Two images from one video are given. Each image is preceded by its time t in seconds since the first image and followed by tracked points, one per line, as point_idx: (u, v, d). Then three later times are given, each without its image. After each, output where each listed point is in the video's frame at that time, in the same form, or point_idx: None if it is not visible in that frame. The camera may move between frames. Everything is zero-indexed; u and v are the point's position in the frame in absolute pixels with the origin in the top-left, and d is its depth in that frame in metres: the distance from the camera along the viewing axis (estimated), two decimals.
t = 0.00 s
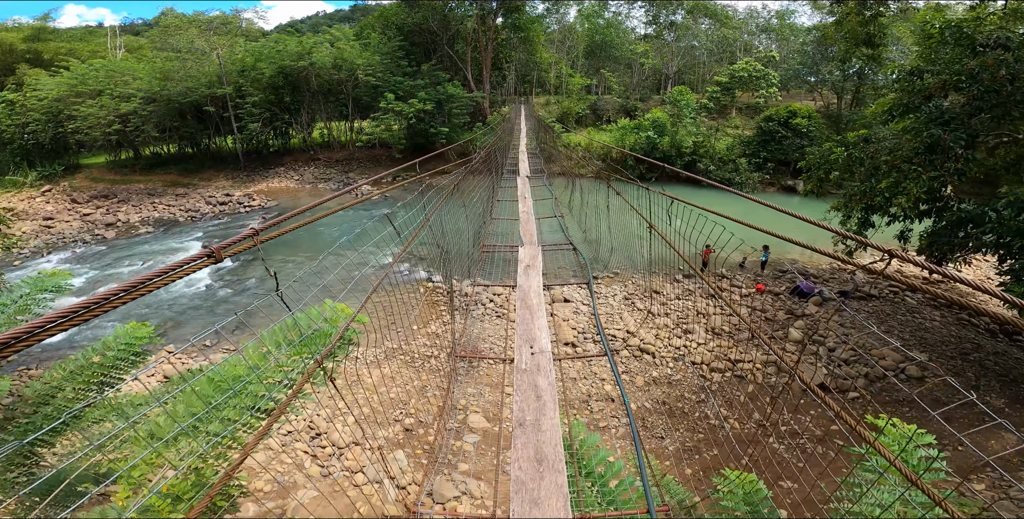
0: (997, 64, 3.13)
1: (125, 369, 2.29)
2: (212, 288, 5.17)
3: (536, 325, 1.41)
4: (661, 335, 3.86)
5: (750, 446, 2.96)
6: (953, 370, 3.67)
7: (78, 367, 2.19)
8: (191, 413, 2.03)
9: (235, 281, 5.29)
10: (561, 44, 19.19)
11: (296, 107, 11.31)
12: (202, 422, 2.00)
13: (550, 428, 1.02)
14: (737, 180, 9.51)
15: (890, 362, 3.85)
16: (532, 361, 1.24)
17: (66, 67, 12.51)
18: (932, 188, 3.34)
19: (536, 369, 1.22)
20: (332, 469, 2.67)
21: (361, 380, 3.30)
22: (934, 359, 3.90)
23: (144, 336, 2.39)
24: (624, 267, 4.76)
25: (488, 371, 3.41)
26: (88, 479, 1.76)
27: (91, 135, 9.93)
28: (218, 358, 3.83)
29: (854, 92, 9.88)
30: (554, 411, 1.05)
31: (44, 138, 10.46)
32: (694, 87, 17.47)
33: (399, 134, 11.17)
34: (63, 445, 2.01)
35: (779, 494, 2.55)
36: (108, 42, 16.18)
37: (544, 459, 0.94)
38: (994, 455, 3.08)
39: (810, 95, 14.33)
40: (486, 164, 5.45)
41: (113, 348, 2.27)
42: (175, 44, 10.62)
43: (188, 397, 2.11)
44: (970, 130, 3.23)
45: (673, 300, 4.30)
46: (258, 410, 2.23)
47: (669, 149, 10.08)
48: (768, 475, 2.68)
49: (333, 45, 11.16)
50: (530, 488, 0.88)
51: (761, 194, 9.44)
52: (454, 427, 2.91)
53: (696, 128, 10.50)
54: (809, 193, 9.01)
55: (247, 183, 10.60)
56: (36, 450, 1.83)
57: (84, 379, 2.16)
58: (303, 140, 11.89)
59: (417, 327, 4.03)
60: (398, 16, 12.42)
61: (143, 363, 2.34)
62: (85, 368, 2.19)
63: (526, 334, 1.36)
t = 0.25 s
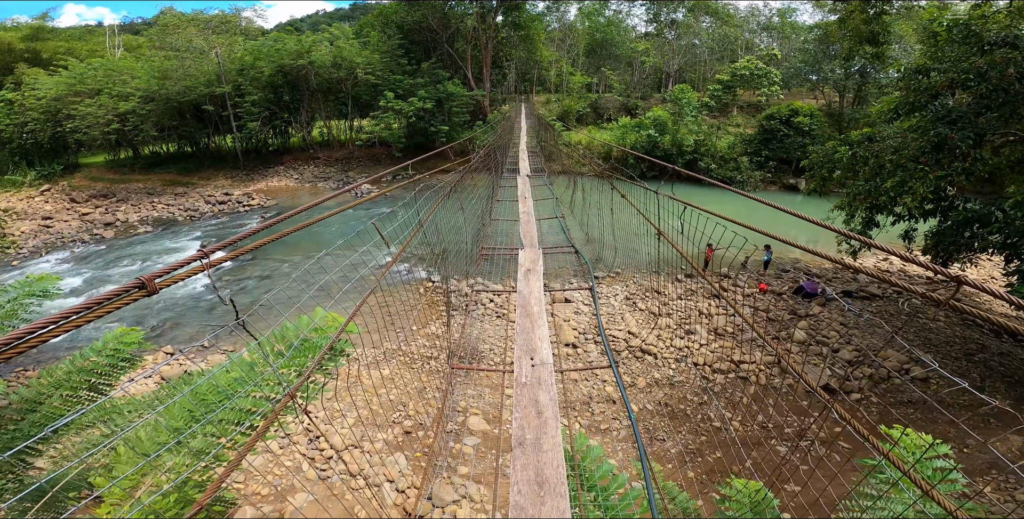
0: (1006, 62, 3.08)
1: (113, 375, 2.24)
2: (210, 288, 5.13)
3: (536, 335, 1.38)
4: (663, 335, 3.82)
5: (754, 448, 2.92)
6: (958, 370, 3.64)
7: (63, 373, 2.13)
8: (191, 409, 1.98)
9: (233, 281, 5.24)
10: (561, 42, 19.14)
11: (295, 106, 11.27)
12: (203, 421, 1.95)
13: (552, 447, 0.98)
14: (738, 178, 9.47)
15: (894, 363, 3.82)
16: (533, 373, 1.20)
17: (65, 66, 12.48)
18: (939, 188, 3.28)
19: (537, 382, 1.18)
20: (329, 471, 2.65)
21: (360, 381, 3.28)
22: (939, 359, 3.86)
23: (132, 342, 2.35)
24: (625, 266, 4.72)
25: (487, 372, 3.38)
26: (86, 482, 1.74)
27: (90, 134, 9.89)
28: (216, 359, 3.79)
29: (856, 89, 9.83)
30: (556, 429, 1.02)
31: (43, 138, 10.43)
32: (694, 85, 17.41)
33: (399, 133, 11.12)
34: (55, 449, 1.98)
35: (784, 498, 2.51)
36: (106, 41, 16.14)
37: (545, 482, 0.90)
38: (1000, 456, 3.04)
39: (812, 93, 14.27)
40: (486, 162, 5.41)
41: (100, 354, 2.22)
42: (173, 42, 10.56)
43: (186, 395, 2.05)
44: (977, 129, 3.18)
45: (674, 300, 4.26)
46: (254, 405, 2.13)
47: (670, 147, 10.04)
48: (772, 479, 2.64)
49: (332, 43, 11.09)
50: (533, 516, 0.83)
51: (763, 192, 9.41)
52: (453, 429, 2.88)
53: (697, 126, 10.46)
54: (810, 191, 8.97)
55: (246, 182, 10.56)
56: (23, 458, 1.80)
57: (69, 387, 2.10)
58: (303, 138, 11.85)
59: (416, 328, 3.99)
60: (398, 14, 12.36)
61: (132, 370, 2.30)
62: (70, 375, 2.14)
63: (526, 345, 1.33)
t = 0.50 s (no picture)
0: (1014, 62, 3.04)
1: (102, 381, 2.22)
2: (208, 288, 5.10)
3: (536, 344, 1.34)
4: (664, 338, 3.79)
5: (757, 452, 2.89)
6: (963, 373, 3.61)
7: (52, 379, 2.12)
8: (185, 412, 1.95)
9: (231, 282, 5.21)
10: (562, 42, 19.10)
11: (295, 106, 11.25)
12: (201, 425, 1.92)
13: (551, 468, 0.94)
14: (740, 179, 9.43)
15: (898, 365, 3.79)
16: (532, 386, 1.17)
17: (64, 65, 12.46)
18: (946, 189, 3.21)
19: (536, 396, 1.14)
20: (326, 475, 2.62)
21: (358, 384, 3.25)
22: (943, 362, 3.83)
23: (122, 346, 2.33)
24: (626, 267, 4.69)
25: (487, 375, 3.35)
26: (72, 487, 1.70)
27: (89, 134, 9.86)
28: (213, 360, 3.76)
29: (858, 89, 9.78)
30: (556, 447, 0.98)
31: (43, 138, 10.41)
32: (696, 85, 17.37)
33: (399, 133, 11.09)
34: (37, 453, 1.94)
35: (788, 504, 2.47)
36: (106, 40, 16.12)
37: (545, 505, 0.86)
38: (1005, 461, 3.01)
39: (813, 93, 14.21)
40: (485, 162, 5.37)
41: (90, 360, 2.20)
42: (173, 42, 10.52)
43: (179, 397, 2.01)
44: (985, 130, 3.13)
45: (676, 301, 4.23)
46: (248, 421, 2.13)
47: (672, 147, 10.00)
48: (775, 484, 2.61)
49: (332, 43, 11.05)
50: None
51: (764, 192, 9.38)
52: (452, 433, 2.85)
53: (698, 126, 10.42)
54: (812, 192, 8.94)
55: (245, 181, 10.53)
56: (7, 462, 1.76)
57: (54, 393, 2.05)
58: (303, 138, 11.83)
59: (415, 329, 3.96)
60: (398, 14, 12.31)
61: (121, 375, 2.26)
62: (58, 381, 2.12)
63: (525, 356, 1.28)
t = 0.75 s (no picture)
0: None
1: (82, 392, 2.15)
2: (205, 292, 5.05)
3: (535, 368, 1.29)
4: (665, 343, 3.74)
5: (760, 461, 2.84)
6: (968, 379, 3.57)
7: (33, 388, 2.05)
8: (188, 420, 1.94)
9: (228, 285, 5.17)
10: (562, 44, 19.07)
11: (295, 107, 11.23)
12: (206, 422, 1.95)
13: (549, 508, 0.90)
14: (741, 181, 9.39)
15: (903, 372, 3.75)
16: (530, 415, 1.13)
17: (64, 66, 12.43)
18: (954, 194, 3.13)
19: (534, 427, 1.11)
20: (321, 483, 2.58)
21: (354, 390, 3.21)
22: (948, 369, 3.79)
23: (104, 357, 2.26)
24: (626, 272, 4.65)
25: (485, 381, 3.30)
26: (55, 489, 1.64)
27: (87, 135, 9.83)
28: (209, 366, 3.72)
29: (860, 92, 9.73)
30: (554, 484, 0.94)
31: (42, 139, 10.38)
32: (697, 87, 17.34)
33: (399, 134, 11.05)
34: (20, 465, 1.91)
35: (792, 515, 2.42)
36: (106, 41, 16.12)
37: None
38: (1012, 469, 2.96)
39: (814, 95, 14.17)
40: (485, 164, 5.32)
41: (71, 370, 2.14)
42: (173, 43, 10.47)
43: (174, 406, 2.00)
44: (993, 133, 3.07)
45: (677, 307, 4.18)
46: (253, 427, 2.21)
47: (673, 150, 9.96)
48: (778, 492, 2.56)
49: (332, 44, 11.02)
50: None
51: (765, 195, 9.34)
52: (449, 440, 2.80)
53: (699, 128, 10.38)
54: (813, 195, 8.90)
55: (244, 183, 10.49)
56: None
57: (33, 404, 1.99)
58: (302, 140, 11.80)
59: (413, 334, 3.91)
60: (398, 15, 12.28)
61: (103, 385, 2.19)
62: (38, 391, 2.05)
63: (523, 381, 1.24)
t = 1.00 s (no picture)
0: None
1: (70, 402, 2.11)
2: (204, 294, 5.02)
3: (535, 387, 1.25)
4: (667, 347, 3.71)
5: (764, 466, 2.80)
6: (974, 384, 3.53)
7: (17, 399, 2.01)
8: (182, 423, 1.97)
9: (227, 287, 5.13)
10: (563, 44, 19.02)
11: (295, 108, 11.22)
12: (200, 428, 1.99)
13: None
14: (742, 183, 9.34)
15: (908, 376, 3.71)
16: (530, 439, 1.08)
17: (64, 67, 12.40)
18: (961, 197, 3.08)
19: (534, 451, 1.05)
20: (319, 489, 2.55)
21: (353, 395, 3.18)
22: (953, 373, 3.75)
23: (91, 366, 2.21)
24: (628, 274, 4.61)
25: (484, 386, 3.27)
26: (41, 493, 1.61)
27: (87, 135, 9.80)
28: (206, 370, 3.69)
29: (863, 92, 9.68)
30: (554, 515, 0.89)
31: (41, 139, 10.35)
32: (698, 87, 17.27)
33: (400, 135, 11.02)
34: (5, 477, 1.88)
35: None
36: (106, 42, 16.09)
37: None
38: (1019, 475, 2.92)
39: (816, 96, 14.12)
40: (486, 166, 5.29)
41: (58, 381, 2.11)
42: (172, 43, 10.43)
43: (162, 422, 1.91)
44: (1002, 135, 3.02)
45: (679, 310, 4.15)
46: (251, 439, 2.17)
47: (674, 151, 9.91)
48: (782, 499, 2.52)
49: (332, 44, 10.98)
50: None
51: (767, 197, 9.30)
52: (449, 445, 2.77)
53: (700, 129, 10.34)
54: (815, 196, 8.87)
55: (244, 184, 10.47)
56: None
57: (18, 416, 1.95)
58: (302, 141, 11.77)
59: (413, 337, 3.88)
60: (399, 15, 12.24)
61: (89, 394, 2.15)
62: (24, 402, 2.01)
63: (522, 402, 1.19)
